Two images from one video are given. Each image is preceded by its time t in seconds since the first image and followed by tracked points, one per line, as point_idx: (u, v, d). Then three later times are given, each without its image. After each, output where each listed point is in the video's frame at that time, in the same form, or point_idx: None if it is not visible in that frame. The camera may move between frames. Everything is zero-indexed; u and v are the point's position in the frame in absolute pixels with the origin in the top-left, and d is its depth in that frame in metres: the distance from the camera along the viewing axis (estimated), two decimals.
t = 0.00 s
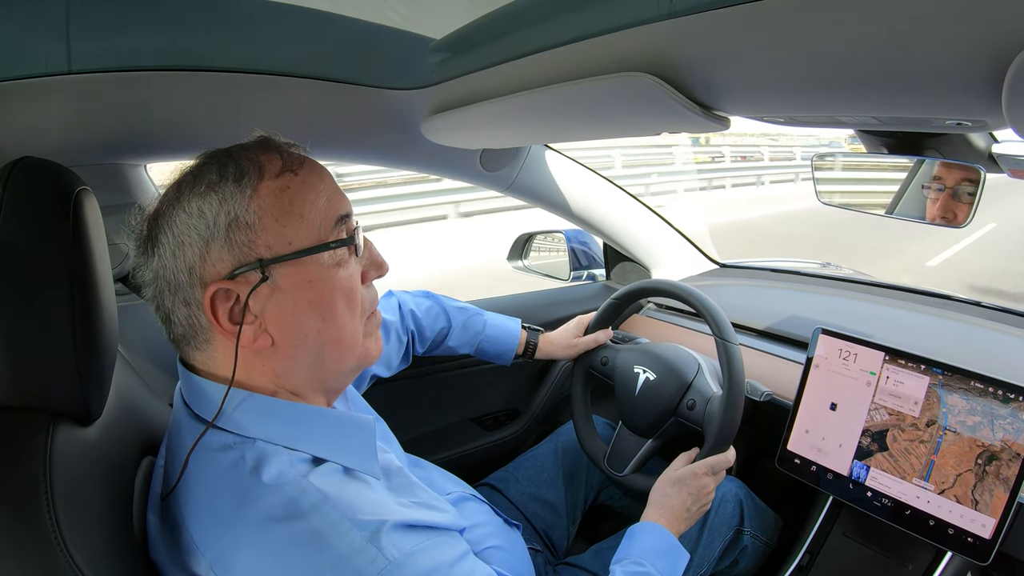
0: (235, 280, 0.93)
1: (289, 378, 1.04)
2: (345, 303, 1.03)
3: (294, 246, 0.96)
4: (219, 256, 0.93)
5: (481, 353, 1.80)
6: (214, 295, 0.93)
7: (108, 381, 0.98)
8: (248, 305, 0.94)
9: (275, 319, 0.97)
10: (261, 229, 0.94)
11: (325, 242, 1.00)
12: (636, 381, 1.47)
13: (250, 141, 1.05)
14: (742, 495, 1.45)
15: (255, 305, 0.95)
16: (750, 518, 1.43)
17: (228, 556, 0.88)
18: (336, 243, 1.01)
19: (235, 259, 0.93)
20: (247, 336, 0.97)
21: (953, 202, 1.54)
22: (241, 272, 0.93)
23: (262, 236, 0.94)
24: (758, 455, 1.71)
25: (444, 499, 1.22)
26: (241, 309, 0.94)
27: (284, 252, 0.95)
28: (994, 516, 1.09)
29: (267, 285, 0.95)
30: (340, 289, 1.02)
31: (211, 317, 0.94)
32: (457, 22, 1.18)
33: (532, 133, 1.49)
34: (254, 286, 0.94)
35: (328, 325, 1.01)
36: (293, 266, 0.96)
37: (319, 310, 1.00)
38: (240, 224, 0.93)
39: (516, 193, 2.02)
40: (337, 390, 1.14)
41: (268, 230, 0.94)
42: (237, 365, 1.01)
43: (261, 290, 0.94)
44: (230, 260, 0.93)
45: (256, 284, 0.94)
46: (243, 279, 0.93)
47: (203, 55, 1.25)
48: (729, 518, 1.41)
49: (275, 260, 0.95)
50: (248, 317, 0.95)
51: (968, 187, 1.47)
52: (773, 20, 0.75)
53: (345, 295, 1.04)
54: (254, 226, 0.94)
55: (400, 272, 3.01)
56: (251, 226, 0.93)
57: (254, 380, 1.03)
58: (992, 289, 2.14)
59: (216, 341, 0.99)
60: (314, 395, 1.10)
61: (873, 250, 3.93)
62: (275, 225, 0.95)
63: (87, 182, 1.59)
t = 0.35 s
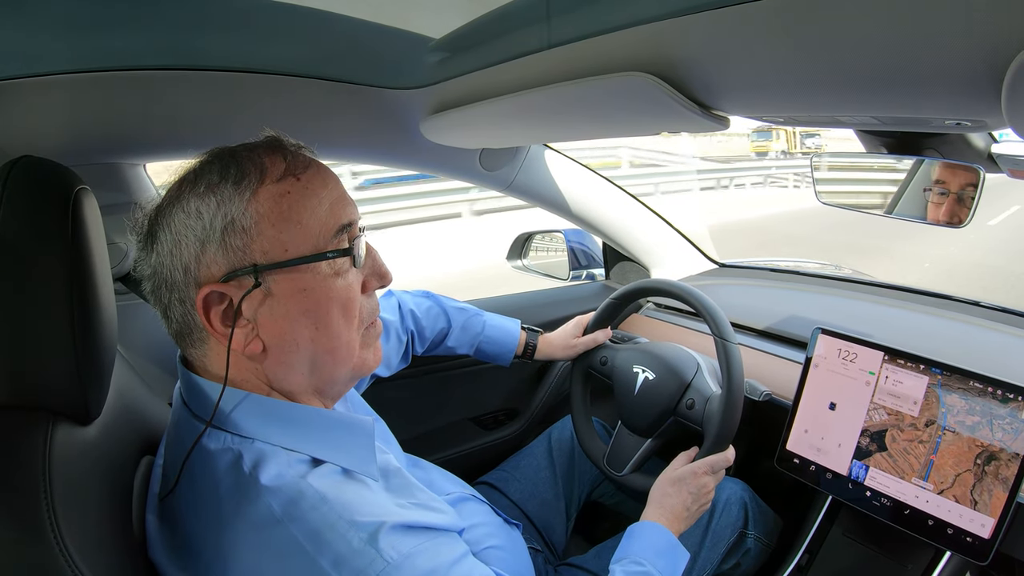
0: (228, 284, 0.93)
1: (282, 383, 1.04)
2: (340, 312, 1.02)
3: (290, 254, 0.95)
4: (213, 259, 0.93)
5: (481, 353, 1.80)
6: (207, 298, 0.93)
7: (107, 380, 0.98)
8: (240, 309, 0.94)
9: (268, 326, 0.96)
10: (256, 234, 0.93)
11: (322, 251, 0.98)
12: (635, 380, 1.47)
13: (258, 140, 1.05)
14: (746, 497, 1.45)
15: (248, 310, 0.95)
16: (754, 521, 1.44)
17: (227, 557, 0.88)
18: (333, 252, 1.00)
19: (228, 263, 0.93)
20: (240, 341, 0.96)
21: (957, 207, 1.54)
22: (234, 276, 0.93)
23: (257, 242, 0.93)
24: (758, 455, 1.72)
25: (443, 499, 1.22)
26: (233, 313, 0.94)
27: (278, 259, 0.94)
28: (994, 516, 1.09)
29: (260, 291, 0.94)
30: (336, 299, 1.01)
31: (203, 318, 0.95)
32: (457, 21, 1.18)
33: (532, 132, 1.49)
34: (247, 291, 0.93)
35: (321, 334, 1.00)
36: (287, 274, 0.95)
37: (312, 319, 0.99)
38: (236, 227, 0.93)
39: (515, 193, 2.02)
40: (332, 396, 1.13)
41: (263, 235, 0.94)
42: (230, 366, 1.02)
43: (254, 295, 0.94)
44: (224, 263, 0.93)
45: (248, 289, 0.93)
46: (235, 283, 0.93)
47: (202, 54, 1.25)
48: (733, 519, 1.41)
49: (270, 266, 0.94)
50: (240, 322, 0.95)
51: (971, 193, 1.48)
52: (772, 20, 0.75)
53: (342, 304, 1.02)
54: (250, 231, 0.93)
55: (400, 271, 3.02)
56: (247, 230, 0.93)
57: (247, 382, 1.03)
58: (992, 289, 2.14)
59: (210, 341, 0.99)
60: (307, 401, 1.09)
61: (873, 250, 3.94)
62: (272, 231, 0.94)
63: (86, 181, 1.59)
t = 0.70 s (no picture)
0: (228, 285, 0.93)
1: (282, 383, 1.04)
2: (340, 311, 1.03)
3: (289, 254, 0.96)
4: (213, 261, 0.92)
5: (480, 354, 1.80)
6: (207, 299, 0.93)
7: (107, 380, 0.98)
8: (240, 310, 0.94)
9: (269, 326, 0.96)
10: (255, 234, 0.93)
11: (321, 250, 0.99)
12: (635, 380, 1.47)
13: (252, 142, 1.05)
14: (746, 496, 1.45)
15: (248, 311, 0.94)
16: (754, 520, 1.44)
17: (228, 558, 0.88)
18: (332, 251, 1.00)
19: (228, 264, 0.92)
20: (240, 342, 0.96)
21: (956, 206, 1.55)
22: (235, 277, 0.92)
23: (256, 242, 0.93)
24: (758, 455, 1.72)
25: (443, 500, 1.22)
26: (234, 314, 0.94)
27: (278, 259, 0.95)
28: (994, 515, 1.09)
29: (260, 292, 0.94)
30: (335, 297, 1.01)
31: (204, 320, 0.94)
32: (456, 21, 1.18)
33: (532, 132, 1.49)
34: (247, 292, 0.93)
35: (321, 333, 1.01)
36: (287, 273, 0.96)
37: (312, 318, 0.99)
38: (235, 228, 0.92)
39: (515, 193, 2.02)
40: (332, 396, 1.13)
41: (262, 236, 0.94)
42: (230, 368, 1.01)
43: (254, 296, 0.94)
44: (223, 265, 0.93)
45: (249, 290, 0.93)
46: (236, 284, 0.93)
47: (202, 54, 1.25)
48: (733, 518, 1.41)
49: (269, 266, 0.94)
50: (240, 323, 0.95)
51: (970, 191, 1.49)
52: (772, 20, 0.75)
53: (341, 303, 1.03)
54: (249, 232, 0.93)
55: (400, 271, 3.01)
56: (246, 231, 0.93)
57: (247, 384, 1.03)
58: (991, 288, 2.15)
59: (210, 343, 0.99)
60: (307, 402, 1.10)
61: (872, 250, 3.94)
62: (271, 231, 0.94)
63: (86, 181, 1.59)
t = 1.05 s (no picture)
0: (232, 282, 0.93)
1: (285, 380, 1.04)
2: (342, 306, 1.04)
3: (292, 250, 0.96)
4: (216, 259, 0.92)
5: (481, 354, 1.80)
6: (212, 297, 0.93)
7: (107, 380, 0.98)
8: (245, 307, 0.94)
9: (273, 323, 0.97)
10: (258, 231, 0.94)
11: (322, 245, 1.00)
12: (635, 380, 1.47)
13: (247, 142, 1.05)
14: (746, 496, 1.45)
15: (253, 307, 0.95)
16: (753, 520, 1.44)
17: (227, 559, 0.88)
18: (333, 246, 1.02)
19: (232, 262, 0.93)
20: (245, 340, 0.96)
21: (953, 202, 1.55)
22: (240, 274, 0.93)
23: (260, 239, 0.94)
24: (758, 455, 1.72)
25: (443, 500, 1.23)
26: (239, 311, 0.94)
27: (281, 255, 0.95)
28: (994, 515, 1.09)
29: (265, 288, 0.95)
30: (337, 292, 1.02)
31: (208, 319, 0.94)
32: (456, 22, 1.18)
33: (531, 132, 1.49)
34: (252, 288, 0.94)
35: (325, 327, 1.01)
36: (290, 269, 0.96)
37: (316, 313, 1.00)
38: (238, 226, 0.93)
39: (515, 193, 2.02)
40: (334, 393, 1.14)
41: (265, 232, 0.94)
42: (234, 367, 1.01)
43: (258, 292, 0.94)
44: (228, 262, 0.93)
45: (253, 286, 0.94)
46: (241, 281, 0.93)
47: (202, 54, 1.25)
48: (733, 518, 1.41)
49: (273, 262, 0.95)
50: (245, 320, 0.95)
51: (968, 187, 1.49)
52: (772, 20, 0.75)
53: (343, 298, 1.04)
54: (252, 229, 0.93)
55: (400, 271, 3.02)
56: (249, 228, 0.93)
57: (249, 383, 1.03)
58: (991, 288, 2.15)
59: (213, 342, 0.99)
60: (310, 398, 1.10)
61: (872, 250, 3.94)
62: (273, 228, 0.95)
63: (86, 182, 1.59)
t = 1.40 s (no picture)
0: (244, 279, 0.93)
1: (296, 372, 1.05)
2: (347, 292, 1.05)
3: (298, 240, 0.98)
4: (226, 258, 0.92)
5: (480, 355, 1.80)
6: (224, 297, 0.93)
7: (106, 380, 0.98)
8: (257, 303, 0.95)
9: (285, 315, 0.98)
10: (263, 226, 0.94)
11: (324, 233, 1.01)
12: (635, 380, 1.47)
13: (231, 142, 1.04)
14: (745, 496, 1.45)
15: (265, 302, 0.96)
16: (753, 520, 1.44)
17: (227, 558, 0.88)
18: (334, 232, 1.03)
19: (242, 260, 0.93)
20: (260, 334, 0.97)
21: (949, 197, 1.55)
22: (251, 271, 0.93)
23: (266, 234, 0.94)
24: (758, 455, 1.72)
25: (443, 499, 1.23)
26: (251, 307, 0.94)
27: (289, 247, 0.96)
28: (994, 516, 1.09)
29: (275, 281, 0.96)
30: (342, 278, 1.04)
31: (221, 319, 0.94)
32: (456, 21, 1.18)
33: (532, 132, 1.48)
34: (264, 282, 0.94)
35: (334, 314, 1.03)
36: (297, 259, 0.97)
37: (325, 300, 1.02)
38: (244, 223, 0.93)
39: (515, 193, 2.02)
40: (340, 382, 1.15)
41: (271, 226, 0.95)
42: (245, 367, 1.01)
43: (270, 286, 0.95)
44: (238, 261, 0.93)
45: (264, 280, 0.94)
46: (252, 277, 0.93)
47: (202, 54, 1.25)
48: (732, 518, 1.41)
49: (281, 255, 0.96)
50: (258, 315, 0.96)
51: (965, 184, 1.48)
52: (773, 20, 0.75)
53: (347, 284, 1.05)
54: (257, 224, 0.94)
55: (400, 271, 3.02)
56: (254, 225, 0.94)
57: (261, 380, 1.03)
58: (991, 289, 2.15)
59: (224, 344, 0.98)
60: (319, 389, 1.11)
61: (872, 250, 3.94)
62: (278, 221, 0.96)
63: (87, 182, 1.59)
